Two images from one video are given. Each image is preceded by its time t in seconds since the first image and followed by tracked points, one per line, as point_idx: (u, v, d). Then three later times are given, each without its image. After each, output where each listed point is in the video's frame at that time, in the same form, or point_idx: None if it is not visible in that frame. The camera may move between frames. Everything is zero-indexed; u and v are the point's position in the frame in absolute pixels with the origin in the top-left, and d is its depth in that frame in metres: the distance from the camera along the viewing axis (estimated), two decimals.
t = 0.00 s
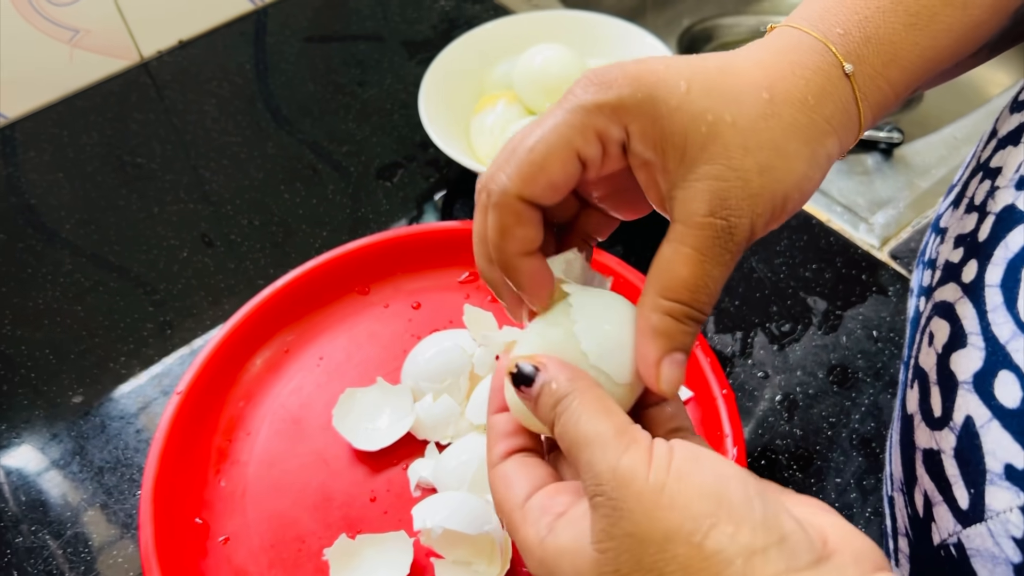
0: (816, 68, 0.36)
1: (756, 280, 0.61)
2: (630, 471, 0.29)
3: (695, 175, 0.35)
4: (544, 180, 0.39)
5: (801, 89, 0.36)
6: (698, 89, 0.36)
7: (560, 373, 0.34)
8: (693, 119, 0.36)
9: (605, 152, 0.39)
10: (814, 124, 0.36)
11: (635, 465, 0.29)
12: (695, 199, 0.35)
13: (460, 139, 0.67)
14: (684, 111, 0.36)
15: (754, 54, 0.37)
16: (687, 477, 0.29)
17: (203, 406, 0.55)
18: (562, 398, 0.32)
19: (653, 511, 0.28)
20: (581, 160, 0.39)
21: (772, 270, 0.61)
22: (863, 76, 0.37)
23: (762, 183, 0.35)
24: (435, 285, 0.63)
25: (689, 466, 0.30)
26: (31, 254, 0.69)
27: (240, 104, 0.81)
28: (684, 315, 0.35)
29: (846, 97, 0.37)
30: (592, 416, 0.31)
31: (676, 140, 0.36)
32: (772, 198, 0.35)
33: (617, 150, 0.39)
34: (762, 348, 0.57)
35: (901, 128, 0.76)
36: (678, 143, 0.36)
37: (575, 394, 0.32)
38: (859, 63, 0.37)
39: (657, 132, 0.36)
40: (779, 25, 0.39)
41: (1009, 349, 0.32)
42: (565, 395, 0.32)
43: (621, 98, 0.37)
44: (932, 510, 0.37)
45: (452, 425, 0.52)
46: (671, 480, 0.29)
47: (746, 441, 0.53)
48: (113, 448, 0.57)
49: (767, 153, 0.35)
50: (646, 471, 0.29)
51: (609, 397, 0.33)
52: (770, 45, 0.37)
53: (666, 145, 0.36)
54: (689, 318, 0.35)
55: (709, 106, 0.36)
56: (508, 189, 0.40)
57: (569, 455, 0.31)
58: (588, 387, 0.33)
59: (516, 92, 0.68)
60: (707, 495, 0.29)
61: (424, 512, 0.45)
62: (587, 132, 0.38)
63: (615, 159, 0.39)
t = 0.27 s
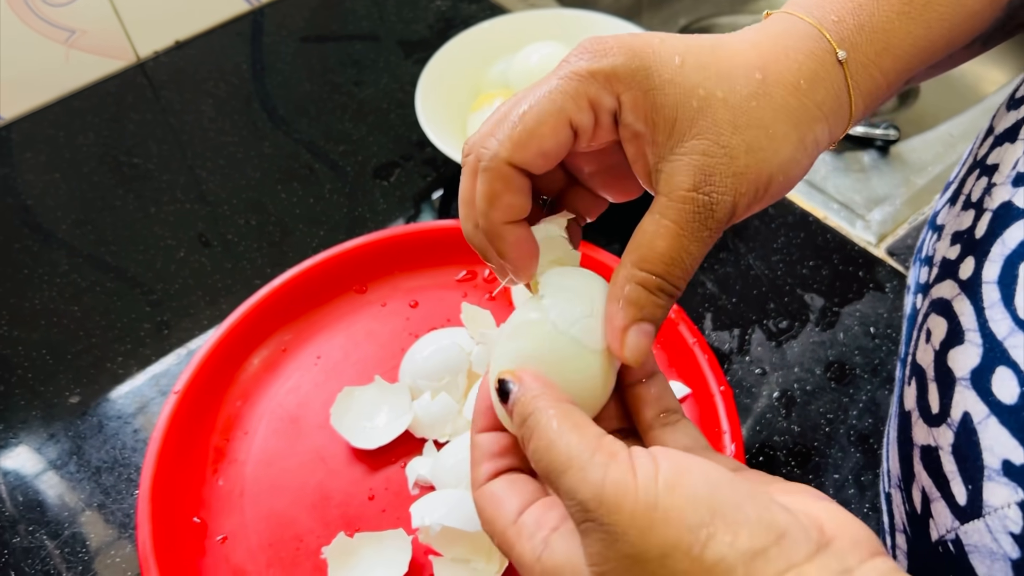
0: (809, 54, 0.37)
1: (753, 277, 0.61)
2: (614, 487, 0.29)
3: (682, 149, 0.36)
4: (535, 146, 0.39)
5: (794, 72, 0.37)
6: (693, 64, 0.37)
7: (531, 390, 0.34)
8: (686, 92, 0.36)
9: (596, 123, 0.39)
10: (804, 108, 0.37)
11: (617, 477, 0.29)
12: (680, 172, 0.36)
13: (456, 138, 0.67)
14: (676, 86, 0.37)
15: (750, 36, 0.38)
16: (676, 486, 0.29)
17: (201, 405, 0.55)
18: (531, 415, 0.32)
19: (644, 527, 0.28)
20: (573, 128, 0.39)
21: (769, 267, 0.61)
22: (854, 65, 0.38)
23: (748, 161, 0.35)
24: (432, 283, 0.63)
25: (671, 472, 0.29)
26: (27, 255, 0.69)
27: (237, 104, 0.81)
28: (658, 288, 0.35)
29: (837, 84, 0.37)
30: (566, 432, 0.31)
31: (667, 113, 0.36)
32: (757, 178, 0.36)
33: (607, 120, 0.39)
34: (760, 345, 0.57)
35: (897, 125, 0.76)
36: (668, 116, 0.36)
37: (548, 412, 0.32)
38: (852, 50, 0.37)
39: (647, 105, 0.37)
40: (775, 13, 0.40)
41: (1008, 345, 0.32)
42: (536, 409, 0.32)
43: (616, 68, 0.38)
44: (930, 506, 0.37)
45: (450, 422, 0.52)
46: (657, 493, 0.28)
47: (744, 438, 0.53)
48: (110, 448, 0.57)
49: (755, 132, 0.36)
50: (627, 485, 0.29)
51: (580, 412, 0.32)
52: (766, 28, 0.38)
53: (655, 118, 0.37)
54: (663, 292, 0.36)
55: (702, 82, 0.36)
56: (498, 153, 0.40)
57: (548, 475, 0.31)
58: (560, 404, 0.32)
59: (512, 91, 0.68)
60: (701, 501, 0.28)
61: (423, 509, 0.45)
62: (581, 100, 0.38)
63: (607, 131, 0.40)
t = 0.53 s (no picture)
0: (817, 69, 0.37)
1: (752, 277, 0.61)
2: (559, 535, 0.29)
3: (692, 164, 0.36)
4: (551, 162, 0.38)
5: (804, 88, 0.37)
6: (706, 78, 0.37)
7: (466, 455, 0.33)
8: (698, 106, 0.36)
9: (609, 137, 0.38)
10: (812, 126, 0.37)
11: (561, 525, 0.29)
12: (688, 189, 0.36)
13: (454, 140, 0.67)
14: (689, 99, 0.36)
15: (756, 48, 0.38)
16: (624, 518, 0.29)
17: (198, 408, 0.55)
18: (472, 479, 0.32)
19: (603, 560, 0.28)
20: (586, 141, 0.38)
21: (767, 268, 0.61)
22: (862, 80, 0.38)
23: (756, 179, 0.36)
24: (430, 285, 0.63)
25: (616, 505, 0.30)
26: (23, 258, 0.69)
27: (233, 106, 0.80)
28: (652, 300, 0.36)
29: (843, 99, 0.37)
30: (507, 496, 0.30)
31: (678, 126, 0.36)
32: (764, 196, 0.36)
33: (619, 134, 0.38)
34: (758, 345, 0.57)
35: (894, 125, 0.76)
36: (680, 130, 0.36)
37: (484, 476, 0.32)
38: (858, 68, 0.37)
39: (659, 117, 0.37)
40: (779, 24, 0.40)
41: (999, 352, 0.31)
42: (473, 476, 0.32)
43: (630, 79, 0.37)
44: (925, 511, 0.37)
45: (448, 424, 0.52)
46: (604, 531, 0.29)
47: (743, 439, 0.53)
48: (106, 451, 0.56)
49: (764, 150, 0.36)
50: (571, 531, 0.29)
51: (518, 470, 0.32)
52: (774, 41, 0.38)
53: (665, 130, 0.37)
54: (656, 304, 0.37)
55: (713, 96, 0.36)
56: (513, 170, 0.38)
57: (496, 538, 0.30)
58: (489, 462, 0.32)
59: (510, 92, 0.68)
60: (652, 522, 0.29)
61: (421, 513, 0.46)
62: (595, 113, 0.37)
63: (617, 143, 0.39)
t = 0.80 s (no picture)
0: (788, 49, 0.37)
1: (742, 282, 0.61)
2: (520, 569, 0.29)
3: (665, 142, 0.36)
4: (522, 146, 0.38)
5: (774, 68, 0.37)
6: (676, 54, 0.37)
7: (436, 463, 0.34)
8: (669, 84, 0.36)
9: (582, 119, 0.38)
10: (783, 106, 0.37)
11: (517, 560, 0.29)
12: (661, 166, 0.35)
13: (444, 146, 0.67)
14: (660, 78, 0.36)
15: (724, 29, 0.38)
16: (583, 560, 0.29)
17: (186, 415, 0.55)
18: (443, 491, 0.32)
19: None
20: (558, 123, 0.38)
21: (758, 273, 0.61)
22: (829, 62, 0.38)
23: (730, 155, 0.35)
24: (419, 291, 0.62)
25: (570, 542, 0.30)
26: (12, 265, 0.69)
27: (224, 112, 0.80)
28: (616, 282, 0.36)
29: (814, 80, 0.38)
30: (473, 505, 0.31)
31: (651, 104, 0.36)
32: (739, 173, 0.36)
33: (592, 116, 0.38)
34: (748, 351, 0.57)
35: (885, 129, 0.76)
36: (652, 107, 0.36)
37: (450, 486, 0.32)
38: (829, 50, 0.38)
39: (631, 98, 0.37)
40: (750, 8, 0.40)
41: (973, 361, 0.31)
42: (436, 486, 0.32)
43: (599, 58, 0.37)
44: (905, 519, 0.36)
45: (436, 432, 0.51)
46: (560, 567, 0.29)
47: (733, 445, 0.53)
48: (95, 459, 0.56)
49: (737, 126, 0.36)
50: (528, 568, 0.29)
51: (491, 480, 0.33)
52: (743, 22, 0.39)
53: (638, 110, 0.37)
54: (621, 287, 0.36)
55: (684, 74, 0.36)
56: (483, 154, 0.38)
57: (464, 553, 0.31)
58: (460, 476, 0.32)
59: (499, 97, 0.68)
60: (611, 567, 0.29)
61: (408, 521, 0.46)
62: (566, 95, 0.37)
63: (590, 126, 0.39)
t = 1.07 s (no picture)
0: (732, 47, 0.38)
1: (752, 281, 0.61)
2: None
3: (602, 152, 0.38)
4: (478, 173, 0.42)
5: (712, 65, 0.38)
6: (607, 72, 0.39)
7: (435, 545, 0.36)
8: (606, 95, 0.38)
9: (534, 140, 0.42)
10: (722, 98, 0.38)
11: None
12: (602, 171, 0.37)
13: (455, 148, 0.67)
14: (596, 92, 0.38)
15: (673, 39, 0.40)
16: None
17: (201, 415, 0.55)
18: None
19: None
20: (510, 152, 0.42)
21: (767, 271, 0.62)
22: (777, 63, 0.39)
23: (663, 152, 0.37)
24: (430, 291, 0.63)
25: None
26: (24, 266, 0.69)
27: (233, 114, 0.81)
28: (575, 271, 0.38)
29: (758, 73, 0.38)
30: None
31: (588, 116, 0.38)
32: (677, 165, 0.37)
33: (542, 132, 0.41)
34: (759, 349, 0.57)
35: (892, 128, 0.76)
36: (592, 123, 0.39)
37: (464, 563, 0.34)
38: (771, 41, 0.38)
39: (570, 112, 0.39)
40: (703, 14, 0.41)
41: (981, 351, 0.32)
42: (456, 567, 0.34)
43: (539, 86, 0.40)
44: (915, 509, 0.37)
45: (450, 430, 0.52)
46: None
47: (745, 442, 0.53)
48: (108, 459, 0.56)
49: (673, 124, 0.37)
50: None
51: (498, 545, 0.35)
52: (689, 30, 0.40)
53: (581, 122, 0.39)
54: (580, 274, 0.38)
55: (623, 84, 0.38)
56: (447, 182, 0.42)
57: None
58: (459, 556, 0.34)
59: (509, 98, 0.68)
60: None
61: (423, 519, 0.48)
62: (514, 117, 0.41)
63: (543, 146, 0.42)
